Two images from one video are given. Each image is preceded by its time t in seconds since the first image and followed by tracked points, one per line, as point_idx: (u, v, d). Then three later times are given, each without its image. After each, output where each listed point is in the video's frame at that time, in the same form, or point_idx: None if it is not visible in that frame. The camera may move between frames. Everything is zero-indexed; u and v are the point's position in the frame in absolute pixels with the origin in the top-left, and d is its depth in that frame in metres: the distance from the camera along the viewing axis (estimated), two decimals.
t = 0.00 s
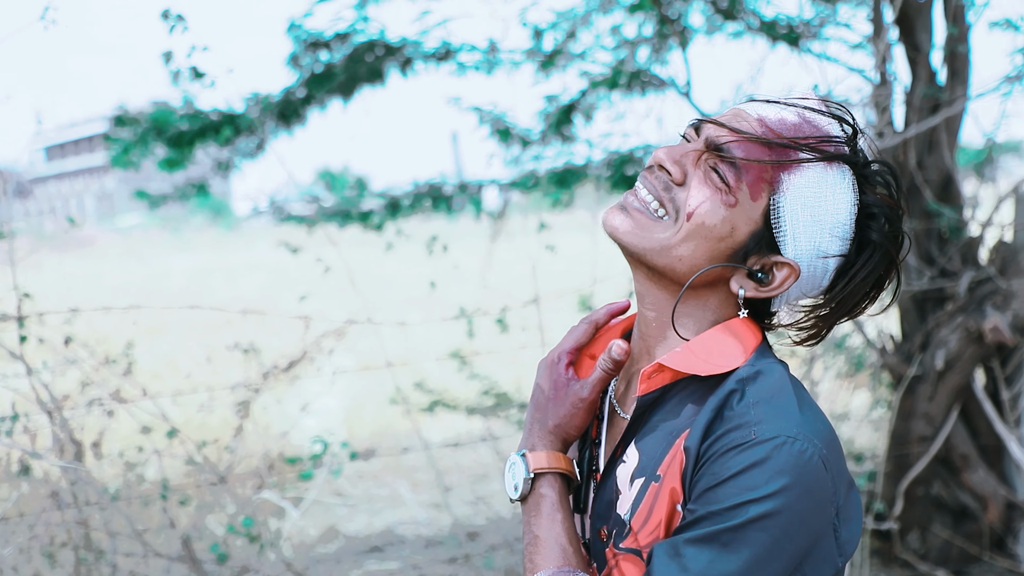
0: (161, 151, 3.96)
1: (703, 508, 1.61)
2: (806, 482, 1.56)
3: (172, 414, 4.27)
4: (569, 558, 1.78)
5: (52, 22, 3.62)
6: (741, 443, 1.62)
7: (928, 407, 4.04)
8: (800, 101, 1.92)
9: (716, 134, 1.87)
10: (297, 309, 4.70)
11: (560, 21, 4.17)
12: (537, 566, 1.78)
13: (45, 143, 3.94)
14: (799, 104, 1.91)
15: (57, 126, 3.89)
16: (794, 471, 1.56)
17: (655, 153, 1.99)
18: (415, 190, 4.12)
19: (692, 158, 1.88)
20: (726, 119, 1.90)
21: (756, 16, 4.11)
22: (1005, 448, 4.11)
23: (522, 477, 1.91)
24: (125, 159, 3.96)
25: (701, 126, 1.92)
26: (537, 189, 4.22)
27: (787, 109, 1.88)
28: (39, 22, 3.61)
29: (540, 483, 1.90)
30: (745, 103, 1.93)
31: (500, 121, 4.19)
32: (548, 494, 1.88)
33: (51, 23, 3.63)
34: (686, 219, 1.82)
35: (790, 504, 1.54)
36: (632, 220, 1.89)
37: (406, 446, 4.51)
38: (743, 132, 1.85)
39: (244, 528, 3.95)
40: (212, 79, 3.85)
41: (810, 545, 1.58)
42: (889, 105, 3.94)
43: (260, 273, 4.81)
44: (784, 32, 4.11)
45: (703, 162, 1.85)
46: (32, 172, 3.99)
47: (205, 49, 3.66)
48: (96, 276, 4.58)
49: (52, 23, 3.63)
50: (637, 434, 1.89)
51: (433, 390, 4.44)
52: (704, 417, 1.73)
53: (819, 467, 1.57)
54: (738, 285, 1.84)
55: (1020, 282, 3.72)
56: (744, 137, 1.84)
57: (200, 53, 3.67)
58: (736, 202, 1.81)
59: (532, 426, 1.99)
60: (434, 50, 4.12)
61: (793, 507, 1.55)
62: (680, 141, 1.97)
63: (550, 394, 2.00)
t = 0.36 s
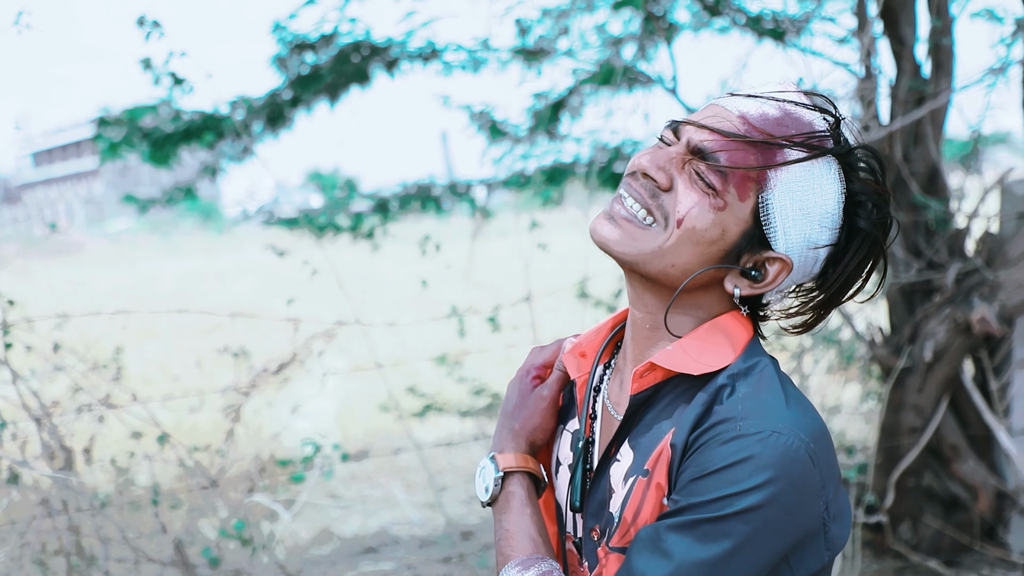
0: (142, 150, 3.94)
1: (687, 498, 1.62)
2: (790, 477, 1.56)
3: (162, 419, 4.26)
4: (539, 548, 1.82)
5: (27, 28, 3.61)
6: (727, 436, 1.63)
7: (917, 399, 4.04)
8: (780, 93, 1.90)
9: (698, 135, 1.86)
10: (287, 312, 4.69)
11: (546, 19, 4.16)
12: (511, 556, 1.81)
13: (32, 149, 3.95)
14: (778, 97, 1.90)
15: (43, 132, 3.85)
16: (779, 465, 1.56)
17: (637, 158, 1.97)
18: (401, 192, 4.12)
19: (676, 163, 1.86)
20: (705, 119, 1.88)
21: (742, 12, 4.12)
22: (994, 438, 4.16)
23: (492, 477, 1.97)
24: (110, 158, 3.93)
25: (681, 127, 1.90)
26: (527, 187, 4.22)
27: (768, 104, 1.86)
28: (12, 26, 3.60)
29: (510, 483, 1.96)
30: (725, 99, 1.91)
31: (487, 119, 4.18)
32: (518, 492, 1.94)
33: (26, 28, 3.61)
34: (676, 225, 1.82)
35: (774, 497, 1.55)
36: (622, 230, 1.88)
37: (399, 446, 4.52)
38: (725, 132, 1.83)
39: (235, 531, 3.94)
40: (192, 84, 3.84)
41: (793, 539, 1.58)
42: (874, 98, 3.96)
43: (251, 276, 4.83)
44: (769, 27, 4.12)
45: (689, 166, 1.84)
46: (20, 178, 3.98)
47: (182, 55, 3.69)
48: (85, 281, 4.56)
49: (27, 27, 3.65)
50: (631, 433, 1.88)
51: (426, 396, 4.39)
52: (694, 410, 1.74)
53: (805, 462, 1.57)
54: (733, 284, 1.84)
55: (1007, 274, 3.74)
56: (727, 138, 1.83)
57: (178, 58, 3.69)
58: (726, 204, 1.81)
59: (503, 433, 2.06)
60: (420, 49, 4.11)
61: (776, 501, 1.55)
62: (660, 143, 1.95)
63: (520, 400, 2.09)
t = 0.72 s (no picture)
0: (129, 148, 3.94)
1: (685, 472, 1.59)
2: (788, 447, 1.54)
3: (149, 410, 4.26)
4: (550, 528, 1.79)
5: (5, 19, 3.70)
6: (724, 409, 1.59)
7: (901, 376, 4.08)
8: (720, 73, 1.83)
9: (660, 150, 1.78)
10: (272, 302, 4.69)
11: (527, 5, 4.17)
12: (525, 538, 1.78)
13: (15, 142, 4.02)
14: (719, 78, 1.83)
15: (25, 126, 3.90)
16: (776, 436, 1.54)
17: (599, 177, 1.89)
18: (386, 181, 4.11)
19: (648, 180, 1.80)
20: (657, 129, 1.80)
21: None
22: (978, 415, 4.19)
23: (504, 458, 1.93)
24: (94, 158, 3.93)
25: (635, 143, 1.81)
26: (508, 175, 4.20)
27: (715, 94, 1.80)
28: None
29: (523, 464, 1.93)
30: (667, 96, 1.83)
31: (470, 107, 4.20)
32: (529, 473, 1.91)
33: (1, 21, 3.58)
34: (670, 244, 1.78)
35: (773, 467, 1.53)
36: (613, 260, 1.83)
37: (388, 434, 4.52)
38: (688, 141, 1.77)
39: (225, 519, 3.91)
40: (173, 74, 3.84)
41: (791, 509, 1.56)
42: (856, 80, 3.97)
43: (237, 267, 4.86)
44: (750, 11, 4.14)
45: (663, 182, 1.79)
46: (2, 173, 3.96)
47: (164, 45, 3.74)
48: (69, 274, 4.55)
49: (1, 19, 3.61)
50: (626, 412, 1.84)
51: (411, 395, 4.29)
52: (688, 386, 1.71)
53: (801, 432, 1.56)
54: (730, 266, 1.84)
55: (989, 250, 3.77)
56: (692, 147, 1.77)
57: (158, 48, 3.74)
58: (714, 206, 1.78)
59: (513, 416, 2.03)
60: (402, 38, 4.13)
61: (775, 471, 1.53)
62: (617, 157, 1.86)
63: (526, 380, 2.07)
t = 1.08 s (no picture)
0: (111, 164, 3.88)
1: (680, 489, 1.57)
2: (781, 457, 1.54)
3: (134, 430, 4.21)
4: None
5: None
6: (714, 422, 1.59)
7: (887, 384, 4.10)
8: (673, 89, 1.83)
9: (634, 174, 1.77)
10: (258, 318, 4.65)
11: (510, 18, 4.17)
12: None
13: None
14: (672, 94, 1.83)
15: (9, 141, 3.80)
16: (768, 446, 1.53)
17: (573, 213, 1.86)
18: (370, 194, 4.08)
19: (628, 206, 1.78)
20: (624, 153, 1.79)
21: (705, 7, 4.14)
22: (964, 421, 4.20)
23: (454, 531, 1.89)
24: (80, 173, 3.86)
25: (608, 172, 1.80)
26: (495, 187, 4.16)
27: (674, 110, 1.80)
28: None
29: (468, 530, 1.89)
30: (625, 118, 1.82)
31: (455, 119, 4.18)
32: (475, 539, 1.88)
33: None
34: (659, 263, 1.77)
35: (767, 477, 1.52)
36: (605, 290, 1.81)
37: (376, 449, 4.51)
38: (661, 160, 1.76)
39: (210, 540, 3.89)
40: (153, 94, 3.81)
41: (788, 516, 1.56)
42: (837, 89, 3.99)
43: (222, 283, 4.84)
44: (732, 21, 4.15)
45: (642, 204, 1.78)
46: None
47: (143, 63, 3.59)
48: (52, 293, 4.51)
49: None
50: (617, 431, 1.82)
51: (402, 400, 4.19)
52: (677, 402, 1.70)
53: (792, 441, 1.56)
54: (711, 272, 1.85)
55: (970, 258, 3.78)
56: (667, 165, 1.76)
57: (139, 66, 3.58)
58: (695, 217, 1.79)
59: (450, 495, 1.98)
60: (385, 51, 4.11)
61: (770, 482, 1.52)
62: (588, 189, 1.85)
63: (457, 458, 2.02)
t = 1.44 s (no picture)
0: (86, 163, 3.89)
1: (682, 499, 1.47)
2: (759, 437, 1.50)
3: (113, 431, 4.22)
4: None
5: None
6: (685, 422, 1.54)
7: (864, 387, 4.10)
8: (607, 86, 1.87)
9: (579, 170, 1.81)
10: (239, 318, 4.65)
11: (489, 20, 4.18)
12: None
13: None
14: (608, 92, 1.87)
15: None
16: (745, 429, 1.49)
17: (525, 217, 1.89)
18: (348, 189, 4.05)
19: (577, 203, 1.82)
20: (567, 151, 1.83)
21: (684, 9, 4.15)
22: (940, 425, 4.22)
23: None
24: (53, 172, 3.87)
25: (554, 171, 1.83)
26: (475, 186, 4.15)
27: (610, 105, 1.84)
28: None
29: None
30: (564, 118, 1.86)
31: (435, 121, 4.19)
32: None
33: None
34: (611, 257, 1.79)
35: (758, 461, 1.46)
36: (561, 289, 1.82)
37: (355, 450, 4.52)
38: (603, 155, 1.80)
39: (188, 540, 3.89)
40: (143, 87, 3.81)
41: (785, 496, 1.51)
42: (814, 92, 4.01)
43: (204, 284, 4.85)
44: (711, 24, 4.16)
45: (590, 200, 1.81)
46: None
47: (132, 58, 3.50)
48: (32, 293, 4.53)
49: None
50: (584, 425, 1.81)
51: (380, 389, 4.24)
52: (638, 402, 1.65)
53: (761, 418, 1.53)
54: (662, 261, 1.87)
55: (947, 261, 3.80)
56: (609, 159, 1.80)
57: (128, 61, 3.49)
58: (643, 208, 1.81)
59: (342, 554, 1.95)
60: (364, 52, 4.11)
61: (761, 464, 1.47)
62: (537, 193, 1.88)
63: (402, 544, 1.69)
